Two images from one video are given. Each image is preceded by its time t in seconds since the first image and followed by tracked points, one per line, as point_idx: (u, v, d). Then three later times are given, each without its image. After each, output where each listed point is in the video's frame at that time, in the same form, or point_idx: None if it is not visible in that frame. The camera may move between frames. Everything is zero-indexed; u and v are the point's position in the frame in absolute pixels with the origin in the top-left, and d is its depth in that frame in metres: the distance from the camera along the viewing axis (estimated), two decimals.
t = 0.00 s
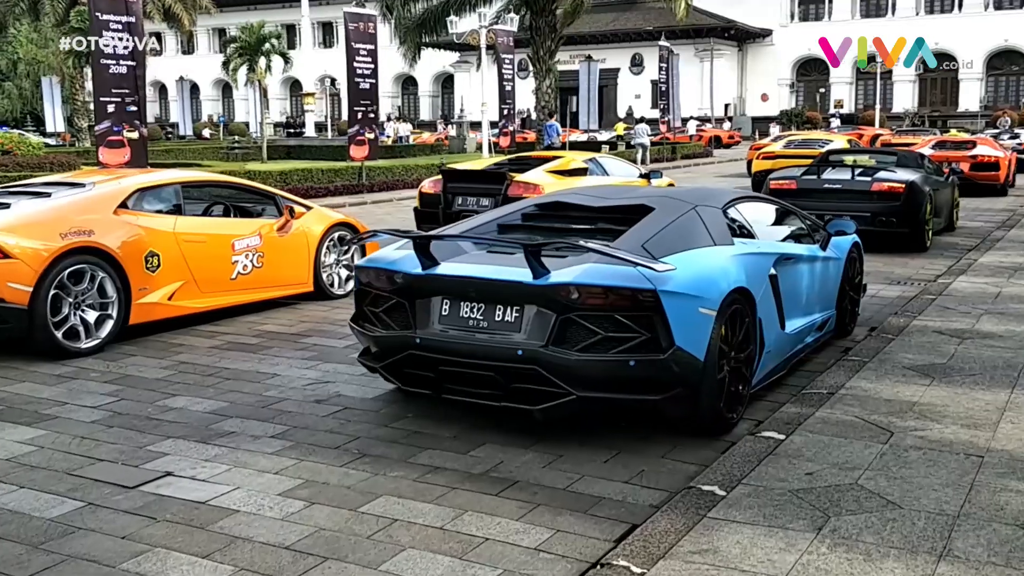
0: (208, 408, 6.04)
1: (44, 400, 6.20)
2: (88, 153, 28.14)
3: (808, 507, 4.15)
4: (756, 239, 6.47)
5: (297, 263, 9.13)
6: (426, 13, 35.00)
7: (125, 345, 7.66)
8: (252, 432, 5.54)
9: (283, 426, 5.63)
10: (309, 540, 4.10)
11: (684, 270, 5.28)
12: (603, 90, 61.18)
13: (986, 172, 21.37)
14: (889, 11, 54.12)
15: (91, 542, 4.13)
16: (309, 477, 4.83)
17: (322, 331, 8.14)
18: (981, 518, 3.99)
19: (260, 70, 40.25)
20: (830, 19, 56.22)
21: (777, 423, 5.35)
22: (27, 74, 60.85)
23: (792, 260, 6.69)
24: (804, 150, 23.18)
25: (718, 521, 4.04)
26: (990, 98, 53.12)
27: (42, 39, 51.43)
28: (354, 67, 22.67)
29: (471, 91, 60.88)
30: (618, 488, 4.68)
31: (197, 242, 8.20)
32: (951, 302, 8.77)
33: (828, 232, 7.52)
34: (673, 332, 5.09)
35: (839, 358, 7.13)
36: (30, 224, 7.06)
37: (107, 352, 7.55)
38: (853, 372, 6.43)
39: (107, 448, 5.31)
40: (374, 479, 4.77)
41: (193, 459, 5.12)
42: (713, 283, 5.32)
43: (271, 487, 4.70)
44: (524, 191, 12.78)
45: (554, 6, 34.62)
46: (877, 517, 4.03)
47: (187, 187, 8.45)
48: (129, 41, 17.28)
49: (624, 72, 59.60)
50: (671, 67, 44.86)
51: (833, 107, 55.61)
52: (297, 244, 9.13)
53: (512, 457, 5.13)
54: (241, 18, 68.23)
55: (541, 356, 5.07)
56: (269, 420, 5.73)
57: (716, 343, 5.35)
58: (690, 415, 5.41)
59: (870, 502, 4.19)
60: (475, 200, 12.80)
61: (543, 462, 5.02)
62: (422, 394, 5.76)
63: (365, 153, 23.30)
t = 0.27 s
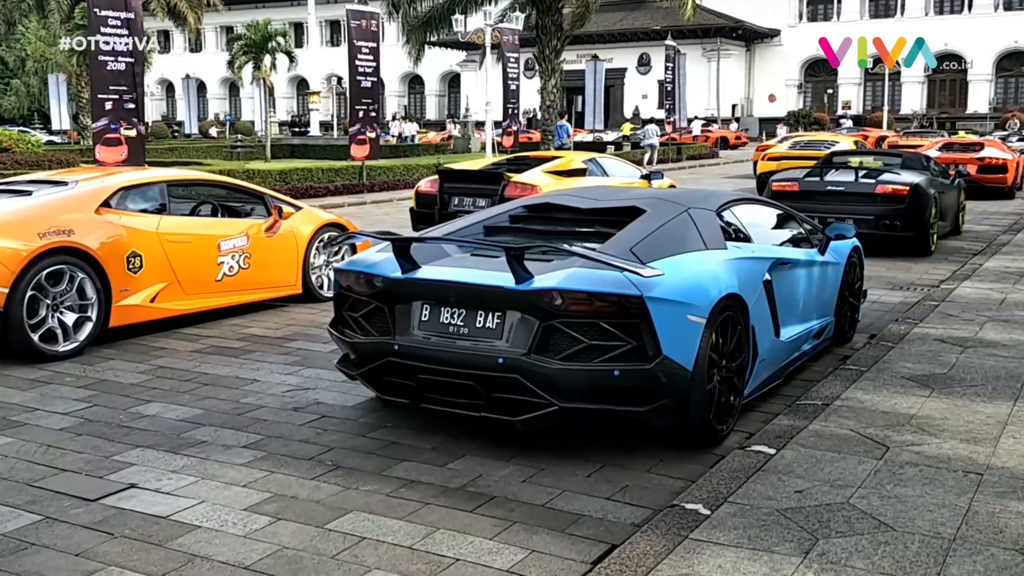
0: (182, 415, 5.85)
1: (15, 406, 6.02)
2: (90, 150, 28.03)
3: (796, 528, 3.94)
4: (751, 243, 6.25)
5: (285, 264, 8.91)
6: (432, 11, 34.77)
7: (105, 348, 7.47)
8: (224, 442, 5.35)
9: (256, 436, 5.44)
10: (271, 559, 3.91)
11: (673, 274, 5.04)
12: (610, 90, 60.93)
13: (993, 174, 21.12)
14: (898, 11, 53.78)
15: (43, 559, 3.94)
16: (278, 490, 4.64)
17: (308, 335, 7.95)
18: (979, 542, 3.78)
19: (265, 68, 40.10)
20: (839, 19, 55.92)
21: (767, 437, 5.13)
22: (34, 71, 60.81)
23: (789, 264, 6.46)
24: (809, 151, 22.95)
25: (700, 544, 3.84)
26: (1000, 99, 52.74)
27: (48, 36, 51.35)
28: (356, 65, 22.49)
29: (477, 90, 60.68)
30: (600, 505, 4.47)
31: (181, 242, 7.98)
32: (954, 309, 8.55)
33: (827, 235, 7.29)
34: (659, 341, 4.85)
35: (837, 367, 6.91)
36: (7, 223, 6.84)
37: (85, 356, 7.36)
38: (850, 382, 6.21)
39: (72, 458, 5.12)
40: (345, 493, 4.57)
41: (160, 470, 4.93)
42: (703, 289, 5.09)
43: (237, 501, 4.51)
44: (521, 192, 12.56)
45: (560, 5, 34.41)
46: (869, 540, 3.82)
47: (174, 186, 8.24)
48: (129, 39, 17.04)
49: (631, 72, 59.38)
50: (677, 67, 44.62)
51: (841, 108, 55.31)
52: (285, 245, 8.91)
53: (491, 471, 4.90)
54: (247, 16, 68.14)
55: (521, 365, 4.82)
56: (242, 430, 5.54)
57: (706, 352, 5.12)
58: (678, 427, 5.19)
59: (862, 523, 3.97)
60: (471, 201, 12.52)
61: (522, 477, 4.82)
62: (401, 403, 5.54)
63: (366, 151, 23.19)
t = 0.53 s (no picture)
0: (155, 423, 5.67)
1: None
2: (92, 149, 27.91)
3: (782, 551, 3.75)
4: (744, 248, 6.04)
5: (272, 266, 8.73)
6: (436, 10, 34.61)
7: (84, 352, 7.29)
8: (195, 452, 5.17)
9: (229, 446, 5.27)
10: None
11: (660, 281, 4.82)
12: (616, 90, 60.70)
13: (1000, 176, 20.88)
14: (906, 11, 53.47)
15: None
16: (245, 506, 4.45)
17: (293, 339, 7.78)
18: (974, 568, 3.58)
19: (269, 67, 39.98)
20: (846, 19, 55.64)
21: (757, 450, 4.93)
22: (40, 69, 60.74)
23: (784, 270, 6.25)
24: (813, 152, 22.72)
25: (681, 568, 3.64)
26: (1009, 100, 52.38)
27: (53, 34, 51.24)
28: (357, 63, 22.32)
29: (482, 89, 60.51)
30: (579, 523, 4.28)
31: (164, 244, 7.79)
32: (955, 315, 8.34)
33: (825, 239, 7.08)
34: (646, 351, 4.63)
35: (833, 375, 6.71)
36: None
37: (63, 360, 7.17)
38: (846, 392, 6.01)
39: (36, 468, 4.94)
40: (314, 509, 4.38)
41: (125, 482, 4.75)
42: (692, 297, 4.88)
43: (201, 517, 4.33)
44: (518, 192, 12.34)
45: (566, 5, 34.21)
46: (859, 565, 3.62)
47: (158, 186, 8.05)
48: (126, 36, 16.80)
49: (637, 72, 59.19)
50: (683, 67, 44.40)
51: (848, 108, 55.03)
52: (272, 247, 8.73)
53: (469, 486, 4.70)
54: (253, 15, 68.03)
55: (502, 375, 4.60)
56: (215, 439, 5.36)
57: (695, 362, 4.90)
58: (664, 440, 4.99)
59: (852, 546, 3.78)
60: (468, 201, 12.30)
61: (501, 492, 4.62)
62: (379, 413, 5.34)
63: (366, 151, 23.03)
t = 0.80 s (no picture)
0: (126, 432, 5.51)
1: None
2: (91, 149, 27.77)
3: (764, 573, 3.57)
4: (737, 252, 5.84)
5: (258, 269, 8.56)
6: (439, 8, 34.41)
7: (61, 357, 7.12)
8: (164, 463, 5.01)
9: (199, 456, 5.10)
10: None
11: (645, 288, 4.62)
12: (620, 89, 60.48)
13: (1005, 177, 20.64)
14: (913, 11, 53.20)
15: None
16: (209, 520, 4.28)
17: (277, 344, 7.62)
18: None
19: (271, 66, 39.85)
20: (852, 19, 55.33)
21: (745, 463, 4.74)
22: (44, 69, 60.74)
23: (778, 275, 6.05)
24: (816, 153, 22.52)
25: None
26: (1016, 100, 52.02)
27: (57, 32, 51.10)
28: (356, 63, 22.16)
29: (485, 89, 60.34)
30: (556, 540, 4.10)
31: (146, 245, 7.62)
32: (956, 320, 8.15)
33: (821, 243, 6.89)
34: (629, 361, 4.43)
35: (828, 384, 6.53)
36: None
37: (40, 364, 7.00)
38: (840, 400, 5.81)
39: None
40: (281, 525, 4.22)
41: (87, 494, 4.58)
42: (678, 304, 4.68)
43: (163, 532, 4.16)
44: (514, 193, 12.10)
45: (569, 4, 34.04)
46: None
47: (141, 187, 7.87)
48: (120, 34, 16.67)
49: (641, 72, 58.97)
50: (687, 67, 44.20)
51: (854, 108, 54.80)
52: (257, 249, 8.56)
53: (445, 500, 4.51)
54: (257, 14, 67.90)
55: (478, 386, 4.41)
56: (186, 450, 5.21)
57: (681, 371, 4.71)
58: (648, 452, 4.80)
59: (839, 569, 3.59)
60: (462, 202, 12.09)
61: (476, 506, 4.44)
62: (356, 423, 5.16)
63: (365, 150, 22.91)
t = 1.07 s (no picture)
0: (94, 442, 5.33)
1: None
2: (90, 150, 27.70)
3: None
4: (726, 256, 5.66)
5: (242, 271, 8.38)
6: (439, 7, 34.29)
7: (37, 363, 6.96)
8: (130, 475, 4.84)
9: (168, 468, 4.93)
10: None
11: (626, 294, 4.43)
12: (624, 89, 60.28)
13: (1010, 177, 20.41)
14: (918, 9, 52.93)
15: None
16: (170, 538, 4.11)
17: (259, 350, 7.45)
18: None
19: (272, 66, 39.76)
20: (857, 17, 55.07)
21: (731, 476, 4.56)
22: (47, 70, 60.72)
23: (768, 279, 5.87)
24: (819, 152, 22.31)
25: None
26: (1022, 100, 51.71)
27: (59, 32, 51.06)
28: (353, 62, 21.92)
29: (488, 88, 60.22)
30: (530, 560, 3.92)
31: (126, 248, 7.46)
32: (955, 324, 7.95)
33: (815, 245, 6.70)
34: (609, 370, 4.25)
35: (822, 391, 6.34)
36: None
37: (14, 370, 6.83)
38: (833, 409, 5.63)
39: None
40: (244, 543, 4.04)
41: (47, 509, 4.41)
42: (661, 310, 4.49)
43: (121, 551, 3.99)
44: (507, 194, 11.96)
45: (572, 3, 33.90)
46: None
47: (121, 188, 7.70)
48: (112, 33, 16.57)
49: (645, 71, 58.76)
50: (689, 66, 44.01)
51: (859, 108, 54.55)
52: (243, 252, 8.37)
53: (418, 516, 4.33)
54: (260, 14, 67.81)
55: (450, 396, 4.23)
56: (155, 461, 5.03)
57: (664, 380, 4.52)
58: (630, 464, 4.62)
59: None
60: (455, 204, 11.89)
61: (450, 522, 4.27)
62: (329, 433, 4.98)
63: (364, 151, 22.56)
